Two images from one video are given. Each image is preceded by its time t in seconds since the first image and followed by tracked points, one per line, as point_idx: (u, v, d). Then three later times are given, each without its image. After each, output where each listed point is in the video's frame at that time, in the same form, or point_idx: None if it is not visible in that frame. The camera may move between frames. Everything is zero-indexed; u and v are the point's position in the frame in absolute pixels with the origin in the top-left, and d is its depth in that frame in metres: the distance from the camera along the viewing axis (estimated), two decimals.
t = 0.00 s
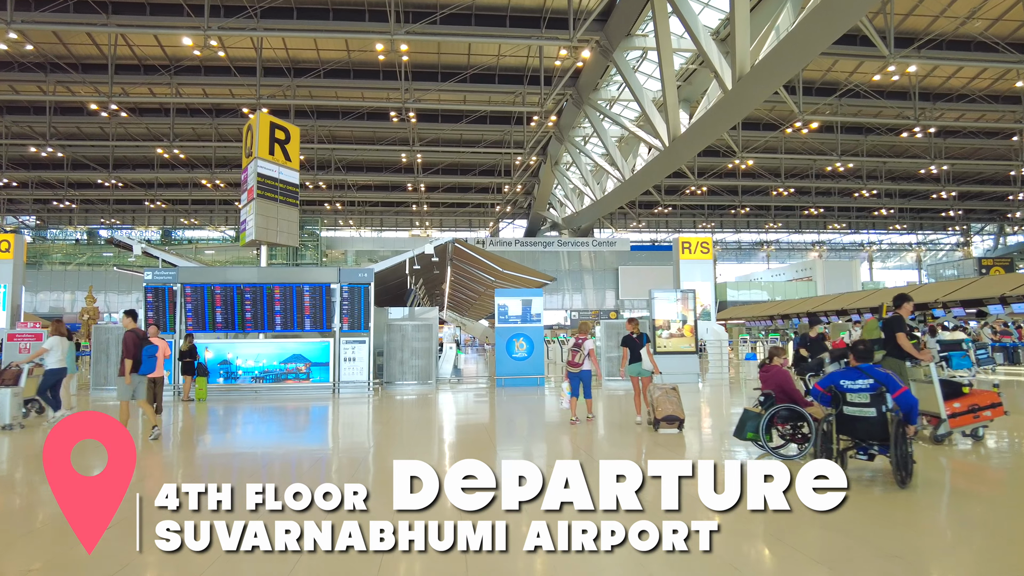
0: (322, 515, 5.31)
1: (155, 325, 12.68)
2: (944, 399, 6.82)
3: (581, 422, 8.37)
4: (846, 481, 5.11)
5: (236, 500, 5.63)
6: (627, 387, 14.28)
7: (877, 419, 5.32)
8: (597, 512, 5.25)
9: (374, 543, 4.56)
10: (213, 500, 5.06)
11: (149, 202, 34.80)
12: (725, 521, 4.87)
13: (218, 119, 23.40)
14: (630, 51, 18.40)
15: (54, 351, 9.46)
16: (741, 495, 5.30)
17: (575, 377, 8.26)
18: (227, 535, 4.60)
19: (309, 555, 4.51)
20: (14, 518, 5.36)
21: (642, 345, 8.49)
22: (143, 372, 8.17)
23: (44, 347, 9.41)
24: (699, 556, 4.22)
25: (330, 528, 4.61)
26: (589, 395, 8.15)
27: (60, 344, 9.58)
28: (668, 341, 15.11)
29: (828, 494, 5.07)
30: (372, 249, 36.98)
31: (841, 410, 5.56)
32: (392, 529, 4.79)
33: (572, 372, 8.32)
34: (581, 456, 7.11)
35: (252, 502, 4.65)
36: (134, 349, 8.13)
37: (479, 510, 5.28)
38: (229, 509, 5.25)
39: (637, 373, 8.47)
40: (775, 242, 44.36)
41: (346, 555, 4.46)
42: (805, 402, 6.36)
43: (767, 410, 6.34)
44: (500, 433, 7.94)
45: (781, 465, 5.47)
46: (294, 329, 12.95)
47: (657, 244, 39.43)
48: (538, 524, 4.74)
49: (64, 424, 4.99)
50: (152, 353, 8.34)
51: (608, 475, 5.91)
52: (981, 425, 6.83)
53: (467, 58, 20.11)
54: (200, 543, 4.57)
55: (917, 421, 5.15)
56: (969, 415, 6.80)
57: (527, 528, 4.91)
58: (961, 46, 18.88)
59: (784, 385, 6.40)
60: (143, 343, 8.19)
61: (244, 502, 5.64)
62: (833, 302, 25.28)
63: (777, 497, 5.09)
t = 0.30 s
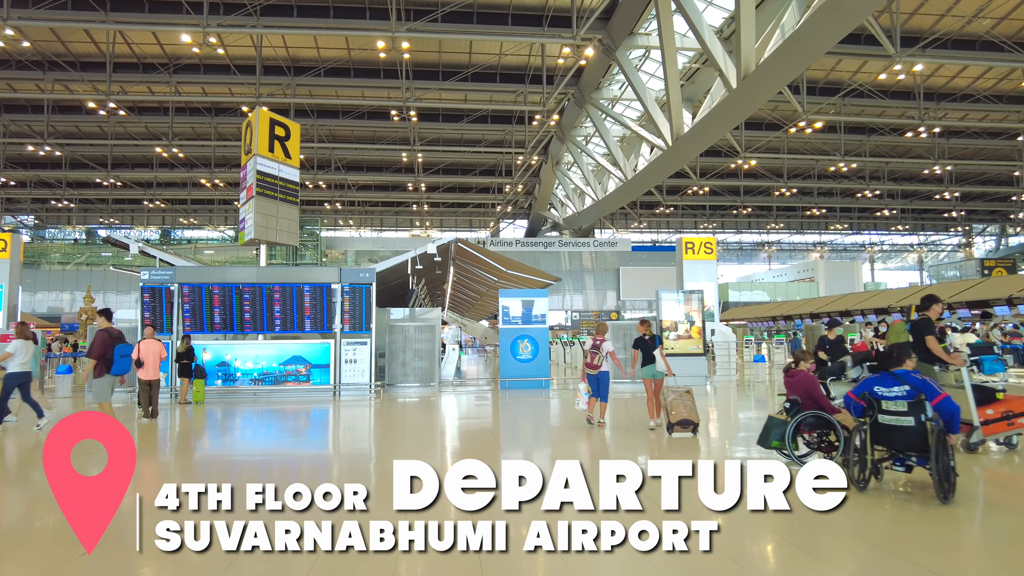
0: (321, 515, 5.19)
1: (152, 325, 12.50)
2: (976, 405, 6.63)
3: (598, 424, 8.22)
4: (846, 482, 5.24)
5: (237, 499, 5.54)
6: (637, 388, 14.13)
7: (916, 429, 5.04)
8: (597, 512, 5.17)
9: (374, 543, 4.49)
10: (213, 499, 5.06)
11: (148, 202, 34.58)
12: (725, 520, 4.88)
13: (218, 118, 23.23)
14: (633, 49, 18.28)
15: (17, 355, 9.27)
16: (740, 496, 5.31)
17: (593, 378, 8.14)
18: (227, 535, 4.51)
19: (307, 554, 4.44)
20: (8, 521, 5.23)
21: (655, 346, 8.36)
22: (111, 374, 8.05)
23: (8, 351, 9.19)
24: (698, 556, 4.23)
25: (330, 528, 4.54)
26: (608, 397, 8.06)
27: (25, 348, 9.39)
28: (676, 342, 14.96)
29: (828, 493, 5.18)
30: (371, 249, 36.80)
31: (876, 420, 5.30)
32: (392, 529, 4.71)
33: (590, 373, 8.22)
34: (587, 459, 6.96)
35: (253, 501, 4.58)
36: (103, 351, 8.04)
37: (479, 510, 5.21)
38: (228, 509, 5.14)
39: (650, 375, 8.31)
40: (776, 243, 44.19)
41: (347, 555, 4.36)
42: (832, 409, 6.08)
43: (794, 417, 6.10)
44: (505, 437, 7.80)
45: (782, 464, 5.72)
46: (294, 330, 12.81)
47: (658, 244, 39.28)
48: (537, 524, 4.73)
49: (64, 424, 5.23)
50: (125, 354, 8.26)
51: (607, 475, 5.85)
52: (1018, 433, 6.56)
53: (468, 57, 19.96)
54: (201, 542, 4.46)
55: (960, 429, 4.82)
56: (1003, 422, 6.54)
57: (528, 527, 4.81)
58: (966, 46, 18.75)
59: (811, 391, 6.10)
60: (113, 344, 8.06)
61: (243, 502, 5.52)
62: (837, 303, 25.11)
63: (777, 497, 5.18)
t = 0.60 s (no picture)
0: (321, 516, 5.03)
1: (150, 323, 12.36)
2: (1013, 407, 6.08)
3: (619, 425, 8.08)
4: (846, 480, 5.12)
5: (237, 499, 5.39)
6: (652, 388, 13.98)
7: (964, 433, 4.72)
8: (597, 512, 5.01)
9: (373, 543, 4.32)
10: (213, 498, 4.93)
11: (148, 200, 34.45)
12: (726, 520, 4.77)
13: (218, 116, 23.09)
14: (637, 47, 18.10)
15: None
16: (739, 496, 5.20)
17: (609, 378, 7.95)
18: (226, 535, 4.33)
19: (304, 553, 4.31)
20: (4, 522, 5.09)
21: (672, 345, 8.23)
22: (85, 374, 7.96)
23: None
24: (699, 556, 4.12)
25: (330, 527, 4.37)
26: (624, 397, 7.90)
27: None
28: (685, 342, 14.81)
29: (829, 494, 5.06)
30: (372, 248, 36.68)
31: (920, 423, 4.96)
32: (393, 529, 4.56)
33: (607, 374, 8.03)
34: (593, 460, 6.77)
35: (252, 499, 4.42)
36: (77, 352, 8.03)
37: (479, 510, 5.04)
38: (229, 510, 4.99)
39: (666, 374, 8.13)
40: (779, 243, 44.01)
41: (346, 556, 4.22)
42: (865, 410, 5.80)
43: (823, 419, 5.80)
44: (511, 439, 7.61)
45: (780, 466, 5.53)
46: (296, 329, 12.64)
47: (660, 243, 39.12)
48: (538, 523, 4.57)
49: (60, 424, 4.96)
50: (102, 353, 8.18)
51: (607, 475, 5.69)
52: None
53: (470, 54, 19.84)
54: (201, 542, 4.29)
55: (1013, 433, 4.48)
56: None
57: (529, 526, 4.67)
58: (973, 43, 18.54)
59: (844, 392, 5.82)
60: (86, 344, 8.06)
61: (243, 503, 5.37)
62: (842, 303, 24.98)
63: (777, 497, 5.04)
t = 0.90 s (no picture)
0: (320, 515, 4.93)
1: (151, 323, 12.23)
2: None
3: (639, 425, 8.02)
4: (845, 483, 5.18)
5: (237, 499, 5.27)
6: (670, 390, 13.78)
7: (1020, 442, 4.33)
8: (598, 512, 4.89)
9: (373, 542, 4.23)
10: (213, 498, 4.83)
11: (151, 200, 34.36)
12: (727, 519, 4.70)
13: (221, 115, 22.97)
14: (642, 44, 17.93)
15: None
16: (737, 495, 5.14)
17: (629, 378, 7.91)
18: (227, 535, 4.25)
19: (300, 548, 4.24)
20: None
21: (691, 345, 8.03)
22: (65, 374, 7.75)
23: None
24: (698, 556, 4.05)
25: (329, 527, 4.27)
26: (644, 397, 7.87)
27: None
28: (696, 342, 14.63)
29: (828, 494, 5.12)
30: (375, 248, 36.56)
31: (971, 430, 4.61)
32: (394, 528, 4.47)
33: (624, 374, 7.96)
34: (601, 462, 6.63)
35: (253, 499, 4.32)
36: (58, 350, 7.72)
37: (480, 510, 4.93)
38: (228, 509, 4.87)
39: (685, 374, 8.01)
40: (784, 242, 43.82)
41: (346, 556, 4.09)
42: (908, 414, 5.48)
43: (860, 424, 5.59)
44: (519, 441, 7.46)
45: (782, 465, 5.58)
46: (299, 329, 12.47)
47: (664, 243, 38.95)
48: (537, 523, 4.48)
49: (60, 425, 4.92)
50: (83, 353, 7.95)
51: (606, 475, 5.60)
52: None
53: (474, 52, 19.72)
54: (201, 542, 4.19)
55: None
56: None
57: (529, 526, 4.58)
58: (983, 40, 18.28)
59: (883, 395, 5.57)
60: (67, 343, 7.73)
61: (243, 502, 5.25)
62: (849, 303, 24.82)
63: (777, 497, 5.01)
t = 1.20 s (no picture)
0: (321, 516, 4.79)
1: (152, 323, 12.10)
2: None
3: (658, 428, 7.89)
4: (846, 483, 5.19)
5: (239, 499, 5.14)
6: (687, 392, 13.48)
7: None
8: (599, 513, 4.76)
9: (373, 543, 4.10)
10: (213, 497, 4.68)
11: (153, 200, 34.29)
12: (743, 522, 4.57)
13: (224, 114, 22.85)
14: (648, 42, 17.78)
15: None
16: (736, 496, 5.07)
17: (651, 382, 7.73)
18: (226, 534, 4.10)
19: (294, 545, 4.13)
20: None
21: (710, 347, 7.89)
22: (37, 380, 7.39)
23: None
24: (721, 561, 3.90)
25: (330, 526, 4.13)
26: (665, 402, 7.72)
27: None
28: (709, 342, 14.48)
29: (828, 494, 5.08)
30: (378, 248, 36.44)
31: None
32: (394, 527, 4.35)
33: (647, 376, 7.78)
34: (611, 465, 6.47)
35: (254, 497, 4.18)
36: (30, 355, 7.38)
37: (481, 510, 4.80)
38: (228, 509, 4.73)
39: (704, 377, 7.83)
40: (788, 242, 43.61)
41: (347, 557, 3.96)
42: (953, 423, 5.23)
43: (904, 432, 5.30)
44: (527, 444, 7.30)
45: (782, 464, 5.56)
46: (304, 329, 12.36)
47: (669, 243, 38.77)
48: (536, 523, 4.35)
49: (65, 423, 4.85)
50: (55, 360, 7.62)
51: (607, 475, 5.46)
52: None
53: (479, 50, 19.58)
54: (201, 542, 4.05)
55: None
56: None
57: (530, 527, 4.44)
58: (992, 38, 18.09)
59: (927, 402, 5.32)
60: (40, 347, 7.41)
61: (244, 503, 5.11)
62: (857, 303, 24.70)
63: (776, 497, 4.96)
